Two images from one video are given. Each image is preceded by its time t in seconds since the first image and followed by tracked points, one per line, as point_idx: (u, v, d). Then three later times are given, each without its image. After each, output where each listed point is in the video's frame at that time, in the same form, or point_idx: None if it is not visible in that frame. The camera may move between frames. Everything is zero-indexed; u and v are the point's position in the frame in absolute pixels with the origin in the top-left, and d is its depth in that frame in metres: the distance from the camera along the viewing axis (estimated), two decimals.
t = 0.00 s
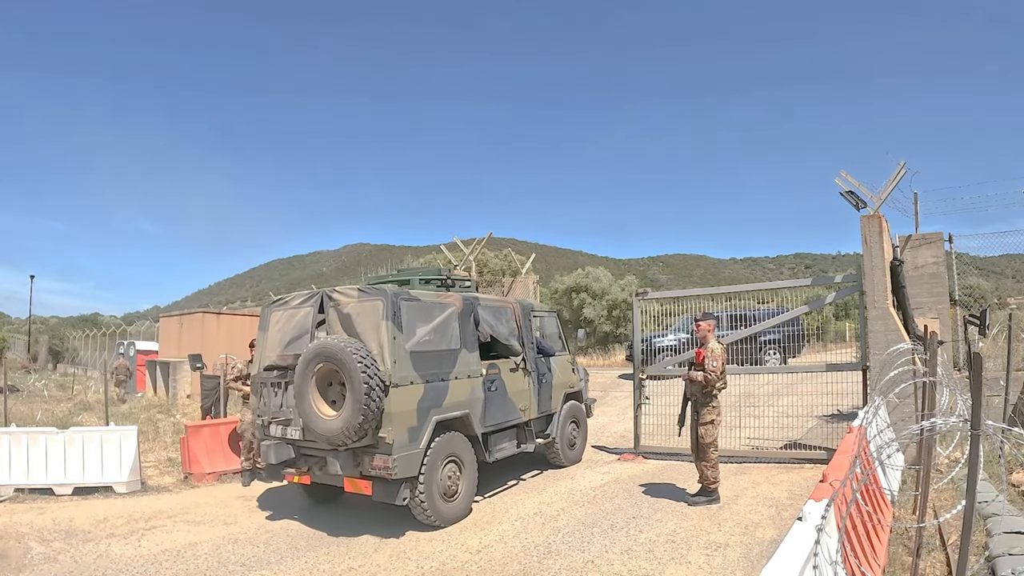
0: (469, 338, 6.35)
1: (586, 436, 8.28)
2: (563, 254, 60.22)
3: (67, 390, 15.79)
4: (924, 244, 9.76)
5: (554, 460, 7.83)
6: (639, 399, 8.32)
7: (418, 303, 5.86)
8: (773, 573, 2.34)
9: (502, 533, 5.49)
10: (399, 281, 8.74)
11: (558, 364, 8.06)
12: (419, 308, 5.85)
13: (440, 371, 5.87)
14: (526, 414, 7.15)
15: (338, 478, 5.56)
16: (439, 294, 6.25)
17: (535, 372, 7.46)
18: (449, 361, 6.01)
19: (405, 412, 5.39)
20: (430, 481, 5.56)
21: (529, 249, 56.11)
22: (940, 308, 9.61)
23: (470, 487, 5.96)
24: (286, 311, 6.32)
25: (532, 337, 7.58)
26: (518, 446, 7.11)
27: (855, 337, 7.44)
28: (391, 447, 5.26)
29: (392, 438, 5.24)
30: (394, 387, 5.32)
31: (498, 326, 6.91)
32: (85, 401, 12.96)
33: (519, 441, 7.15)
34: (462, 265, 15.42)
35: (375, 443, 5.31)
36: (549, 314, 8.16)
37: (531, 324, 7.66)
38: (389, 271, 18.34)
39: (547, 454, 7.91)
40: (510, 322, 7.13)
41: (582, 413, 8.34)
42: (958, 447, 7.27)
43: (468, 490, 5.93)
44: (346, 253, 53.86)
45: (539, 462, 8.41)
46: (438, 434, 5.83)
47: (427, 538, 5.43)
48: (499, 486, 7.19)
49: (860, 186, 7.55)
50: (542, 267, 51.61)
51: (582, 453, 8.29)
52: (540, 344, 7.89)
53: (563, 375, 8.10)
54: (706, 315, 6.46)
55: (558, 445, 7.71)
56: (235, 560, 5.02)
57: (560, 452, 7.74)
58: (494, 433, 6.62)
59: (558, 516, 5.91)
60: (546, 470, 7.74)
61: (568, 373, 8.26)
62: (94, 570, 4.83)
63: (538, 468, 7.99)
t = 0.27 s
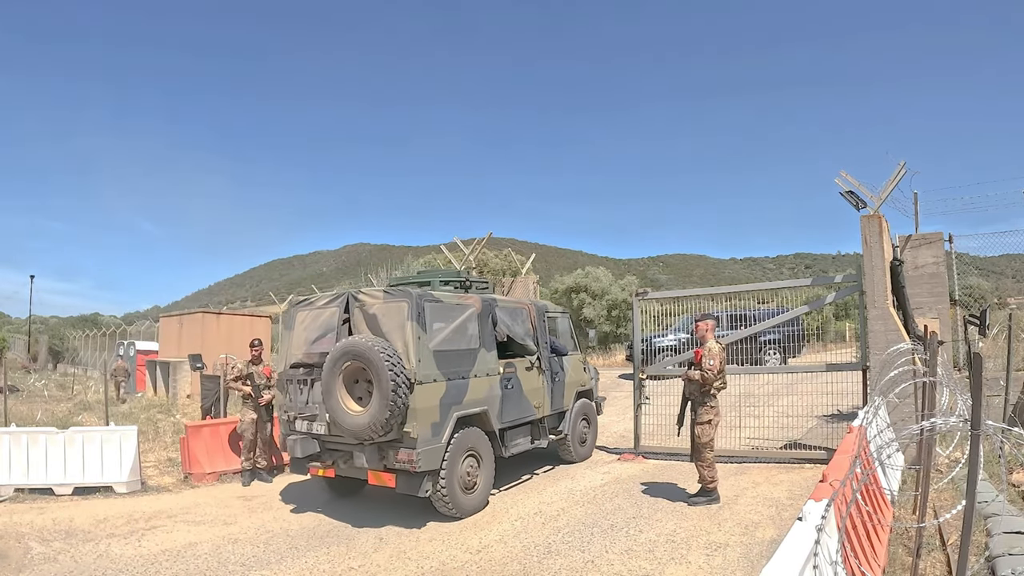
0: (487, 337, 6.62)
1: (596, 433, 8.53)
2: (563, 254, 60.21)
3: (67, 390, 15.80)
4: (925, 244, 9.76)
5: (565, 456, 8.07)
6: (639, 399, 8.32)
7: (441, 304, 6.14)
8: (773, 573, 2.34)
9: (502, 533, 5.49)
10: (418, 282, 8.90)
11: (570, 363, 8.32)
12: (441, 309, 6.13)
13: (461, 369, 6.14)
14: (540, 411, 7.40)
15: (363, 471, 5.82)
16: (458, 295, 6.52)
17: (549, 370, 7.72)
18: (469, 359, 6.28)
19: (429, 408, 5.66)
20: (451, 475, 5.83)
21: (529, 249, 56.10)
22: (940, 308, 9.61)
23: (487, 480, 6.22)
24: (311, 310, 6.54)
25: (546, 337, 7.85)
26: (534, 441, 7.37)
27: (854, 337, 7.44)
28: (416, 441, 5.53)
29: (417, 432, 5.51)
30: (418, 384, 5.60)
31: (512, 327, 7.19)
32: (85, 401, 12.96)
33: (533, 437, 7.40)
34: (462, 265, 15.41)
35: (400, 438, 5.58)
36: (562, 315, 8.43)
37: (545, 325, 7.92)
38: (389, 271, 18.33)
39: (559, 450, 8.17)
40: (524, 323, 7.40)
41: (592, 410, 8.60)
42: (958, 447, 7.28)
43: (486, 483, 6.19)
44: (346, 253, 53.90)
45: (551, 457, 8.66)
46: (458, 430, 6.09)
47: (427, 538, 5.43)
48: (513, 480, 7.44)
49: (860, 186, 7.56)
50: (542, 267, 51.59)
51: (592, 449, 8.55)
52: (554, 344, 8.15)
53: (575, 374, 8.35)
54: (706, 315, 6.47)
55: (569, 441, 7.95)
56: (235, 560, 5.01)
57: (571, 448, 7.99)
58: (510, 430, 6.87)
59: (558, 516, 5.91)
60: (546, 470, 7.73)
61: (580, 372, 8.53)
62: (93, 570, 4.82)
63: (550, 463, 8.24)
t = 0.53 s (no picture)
0: (503, 337, 6.90)
1: (606, 429, 8.78)
2: (563, 254, 60.20)
3: (66, 390, 15.80)
4: (925, 244, 9.77)
5: (577, 451, 8.31)
6: (639, 399, 8.32)
7: (461, 306, 6.42)
8: (773, 573, 2.34)
9: (502, 533, 5.49)
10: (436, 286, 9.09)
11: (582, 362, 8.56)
12: (461, 310, 6.41)
13: (479, 367, 6.43)
14: (553, 408, 7.64)
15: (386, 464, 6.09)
16: (476, 296, 6.80)
17: (562, 369, 7.96)
18: (486, 358, 6.57)
19: (450, 405, 5.94)
20: (469, 468, 6.08)
21: (529, 249, 56.09)
22: (940, 308, 9.60)
23: (504, 474, 6.48)
24: (334, 311, 6.88)
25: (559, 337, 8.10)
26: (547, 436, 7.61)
27: (854, 337, 7.45)
28: (437, 436, 5.80)
29: (439, 427, 5.79)
30: (440, 382, 5.88)
31: (527, 326, 7.43)
32: (85, 401, 12.95)
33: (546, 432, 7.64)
34: (462, 265, 15.39)
35: (422, 432, 5.86)
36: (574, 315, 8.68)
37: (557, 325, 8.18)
38: (389, 270, 18.34)
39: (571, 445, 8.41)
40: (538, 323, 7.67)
41: (603, 407, 8.85)
42: (958, 447, 7.28)
43: (502, 476, 6.45)
44: (346, 253, 53.91)
45: (563, 453, 8.91)
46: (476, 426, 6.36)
47: (427, 538, 5.43)
48: (526, 474, 7.67)
49: (860, 186, 7.57)
50: (542, 267, 51.56)
51: (603, 445, 8.79)
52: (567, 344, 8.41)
53: (586, 372, 8.60)
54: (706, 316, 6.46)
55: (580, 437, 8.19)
56: (235, 560, 5.01)
57: (582, 443, 8.23)
58: (525, 425, 7.12)
59: (558, 516, 5.91)
60: (546, 471, 7.73)
61: (591, 371, 8.77)
62: (94, 570, 4.82)
63: (562, 459, 8.49)
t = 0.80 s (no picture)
0: (520, 336, 7.11)
1: (617, 426, 8.97)
2: (563, 254, 60.19)
3: (66, 390, 15.81)
4: (925, 244, 9.77)
5: (589, 447, 8.50)
6: (638, 399, 8.30)
7: (480, 307, 6.65)
8: (773, 573, 2.34)
9: (502, 533, 5.49)
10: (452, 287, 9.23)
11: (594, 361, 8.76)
12: (481, 311, 6.64)
13: (498, 366, 6.65)
14: (567, 404, 7.84)
15: (409, 458, 6.30)
16: (495, 297, 7.02)
17: (575, 367, 8.16)
18: (505, 357, 6.79)
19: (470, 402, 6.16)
20: (488, 462, 6.31)
21: (528, 249, 56.10)
22: (940, 308, 9.60)
23: (520, 467, 6.69)
24: (357, 311, 7.08)
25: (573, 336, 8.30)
26: (560, 432, 7.80)
27: (854, 337, 7.45)
28: (458, 431, 6.01)
29: (460, 423, 6.01)
30: (462, 380, 6.10)
31: (541, 325, 7.61)
32: (85, 401, 12.95)
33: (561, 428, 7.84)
34: (462, 265, 15.38)
35: (444, 428, 6.07)
36: (586, 315, 8.88)
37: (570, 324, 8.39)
38: (389, 271, 18.33)
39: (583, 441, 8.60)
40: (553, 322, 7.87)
41: (613, 404, 9.05)
42: (958, 447, 7.28)
43: (518, 470, 6.66)
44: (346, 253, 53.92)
45: (575, 449, 9.10)
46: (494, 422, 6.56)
47: (427, 538, 5.43)
48: (539, 470, 7.87)
49: (860, 186, 7.58)
50: (542, 267, 51.54)
51: (613, 441, 8.98)
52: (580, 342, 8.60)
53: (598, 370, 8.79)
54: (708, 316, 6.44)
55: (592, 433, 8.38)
56: (234, 560, 5.01)
57: (594, 439, 8.42)
58: (540, 421, 7.31)
59: (558, 516, 5.90)
60: (546, 471, 7.72)
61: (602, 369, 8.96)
62: (93, 570, 4.82)
63: (574, 454, 8.69)
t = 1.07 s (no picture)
0: (536, 335, 7.35)
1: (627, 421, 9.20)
2: (563, 254, 60.18)
3: (66, 390, 15.81)
4: (925, 244, 9.78)
5: (600, 442, 8.73)
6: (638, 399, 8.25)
7: (498, 307, 6.91)
8: (773, 572, 2.34)
9: (502, 533, 5.49)
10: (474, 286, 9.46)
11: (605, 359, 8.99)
12: (498, 312, 6.89)
13: (515, 364, 6.90)
14: (580, 401, 8.08)
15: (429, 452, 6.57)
16: (511, 298, 7.26)
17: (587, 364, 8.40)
18: (521, 355, 7.04)
19: (489, 398, 6.41)
20: (505, 455, 6.58)
21: (528, 249, 56.11)
22: (940, 308, 9.60)
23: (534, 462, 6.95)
24: (379, 311, 7.33)
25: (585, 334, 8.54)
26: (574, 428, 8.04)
27: (854, 337, 7.42)
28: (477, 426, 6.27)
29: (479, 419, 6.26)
30: (480, 378, 6.36)
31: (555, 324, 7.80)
32: (85, 401, 12.95)
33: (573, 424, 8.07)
34: (462, 264, 15.37)
35: (463, 423, 6.33)
36: (598, 314, 9.11)
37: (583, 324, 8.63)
38: (389, 271, 18.34)
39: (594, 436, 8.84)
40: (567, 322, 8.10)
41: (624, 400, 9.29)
42: (958, 447, 7.29)
43: (533, 464, 6.92)
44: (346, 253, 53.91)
45: (586, 444, 9.32)
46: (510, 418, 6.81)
47: (427, 538, 5.43)
48: (551, 465, 8.10)
49: (860, 187, 7.59)
50: (542, 267, 51.52)
51: (624, 436, 9.20)
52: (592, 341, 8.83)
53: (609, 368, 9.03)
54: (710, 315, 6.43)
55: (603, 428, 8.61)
56: (234, 560, 5.01)
57: (606, 434, 8.64)
58: (554, 417, 7.55)
59: (558, 516, 5.90)
60: (546, 471, 7.72)
61: (613, 367, 9.20)
62: (93, 570, 4.81)
63: (586, 450, 8.93)
